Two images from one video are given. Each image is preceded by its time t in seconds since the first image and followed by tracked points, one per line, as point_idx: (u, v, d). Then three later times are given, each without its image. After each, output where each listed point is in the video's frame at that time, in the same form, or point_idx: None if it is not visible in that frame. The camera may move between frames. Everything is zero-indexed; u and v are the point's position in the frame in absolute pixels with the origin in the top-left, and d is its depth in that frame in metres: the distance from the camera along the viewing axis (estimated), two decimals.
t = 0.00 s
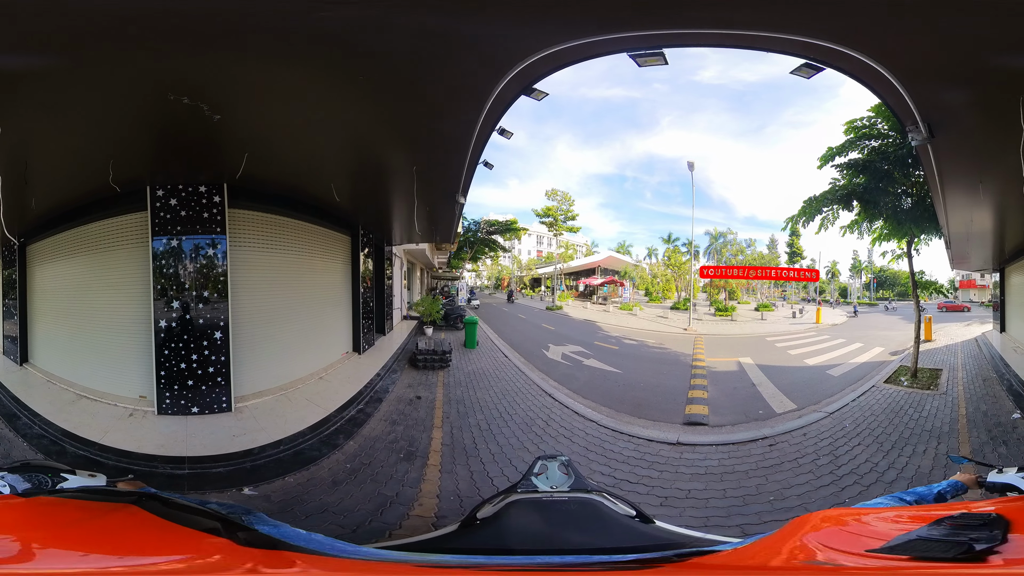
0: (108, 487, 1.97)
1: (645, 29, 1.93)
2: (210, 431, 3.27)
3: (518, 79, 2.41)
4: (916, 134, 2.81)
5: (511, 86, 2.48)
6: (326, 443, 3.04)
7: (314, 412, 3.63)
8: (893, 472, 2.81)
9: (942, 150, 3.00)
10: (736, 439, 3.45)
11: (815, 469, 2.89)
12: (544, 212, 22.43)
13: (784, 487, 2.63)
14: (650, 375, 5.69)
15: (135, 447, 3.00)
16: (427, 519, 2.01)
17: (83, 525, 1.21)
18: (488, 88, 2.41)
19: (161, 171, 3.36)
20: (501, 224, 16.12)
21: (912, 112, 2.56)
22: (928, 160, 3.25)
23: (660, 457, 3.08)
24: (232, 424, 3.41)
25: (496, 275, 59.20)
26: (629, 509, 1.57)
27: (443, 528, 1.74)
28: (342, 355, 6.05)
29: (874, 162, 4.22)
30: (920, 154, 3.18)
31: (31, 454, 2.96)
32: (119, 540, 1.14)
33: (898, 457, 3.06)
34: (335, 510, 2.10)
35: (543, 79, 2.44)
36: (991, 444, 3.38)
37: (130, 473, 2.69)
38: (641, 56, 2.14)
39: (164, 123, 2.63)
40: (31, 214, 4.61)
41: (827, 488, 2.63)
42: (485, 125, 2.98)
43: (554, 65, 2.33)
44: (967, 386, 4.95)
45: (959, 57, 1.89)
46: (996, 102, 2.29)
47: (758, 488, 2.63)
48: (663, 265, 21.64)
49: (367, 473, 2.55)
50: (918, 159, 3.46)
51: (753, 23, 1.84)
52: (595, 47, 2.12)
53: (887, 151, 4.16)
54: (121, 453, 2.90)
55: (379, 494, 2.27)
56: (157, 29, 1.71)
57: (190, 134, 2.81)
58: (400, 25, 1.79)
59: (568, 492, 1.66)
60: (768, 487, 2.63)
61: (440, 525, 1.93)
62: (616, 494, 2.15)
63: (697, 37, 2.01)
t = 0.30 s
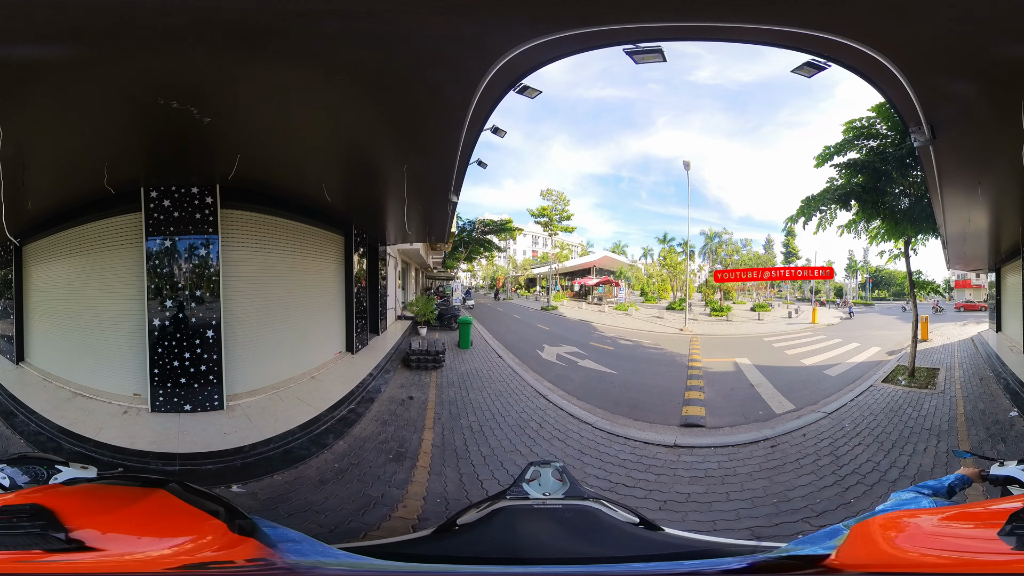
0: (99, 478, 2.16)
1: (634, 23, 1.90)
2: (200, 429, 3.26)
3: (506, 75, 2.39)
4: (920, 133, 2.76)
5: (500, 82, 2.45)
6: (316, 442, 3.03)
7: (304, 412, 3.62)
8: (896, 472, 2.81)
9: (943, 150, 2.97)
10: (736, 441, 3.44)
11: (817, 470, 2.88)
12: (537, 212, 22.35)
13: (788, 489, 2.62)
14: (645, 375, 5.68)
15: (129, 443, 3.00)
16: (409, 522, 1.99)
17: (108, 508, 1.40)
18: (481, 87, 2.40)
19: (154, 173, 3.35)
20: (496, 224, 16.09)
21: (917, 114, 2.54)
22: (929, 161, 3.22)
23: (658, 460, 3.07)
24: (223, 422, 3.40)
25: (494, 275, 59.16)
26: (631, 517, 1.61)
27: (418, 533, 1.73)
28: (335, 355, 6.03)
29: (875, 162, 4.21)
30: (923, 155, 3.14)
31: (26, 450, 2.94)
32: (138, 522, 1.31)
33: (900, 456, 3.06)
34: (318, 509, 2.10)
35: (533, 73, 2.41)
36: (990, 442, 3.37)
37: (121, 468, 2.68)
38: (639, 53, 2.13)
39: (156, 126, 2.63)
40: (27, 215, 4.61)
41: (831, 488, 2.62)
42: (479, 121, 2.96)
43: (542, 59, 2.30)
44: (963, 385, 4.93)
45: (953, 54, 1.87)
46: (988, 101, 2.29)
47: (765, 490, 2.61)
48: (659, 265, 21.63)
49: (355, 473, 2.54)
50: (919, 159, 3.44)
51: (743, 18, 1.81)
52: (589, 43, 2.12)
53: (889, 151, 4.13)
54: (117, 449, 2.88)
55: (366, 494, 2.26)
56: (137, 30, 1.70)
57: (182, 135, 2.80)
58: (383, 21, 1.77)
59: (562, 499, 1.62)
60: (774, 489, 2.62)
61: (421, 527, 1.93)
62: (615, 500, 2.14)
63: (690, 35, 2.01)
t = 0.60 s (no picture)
0: (77, 479, 2.23)
1: (630, 24, 1.89)
2: (194, 431, 3.25)
3: (507, 78, 2.38)
4: (910, 136, 2.78)
5: (501, 85, 2.45)
6: (311, 445, 3.02)
7: (299, 414, 3.60)
8: (890, 467, 2.83)
9: (935, 152, 2.99)
10: (734, 439, 3.45)
11: (813, 466, 2.90)
12: (533, 211, 22.32)
13: (788, 485, 2.62)
14: (643, 375, 5.69)
15: (119, 445, 2.99)
16: (414, 526, 1.99)
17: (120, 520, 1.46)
18: (480, 88, 2.40)
19: (147, 172, 3.33)
20: (492, 224, 16.04)
21: (908, 119, 2.58)
22: (921, 163, 3.25)
23: (658, 458, 3.07)
24: (217, 425, 3.38)
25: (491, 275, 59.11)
26: (650, 513, 1.60)
27: (432, 537, 1.66)
28: (330, 355, 6.00)
29: (868, 164, 4.23)
30: (915, 157, 3.17)
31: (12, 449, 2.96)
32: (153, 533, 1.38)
33: (893, 453, 3.08)
34: (314, 514, 2.10)
35: (534, 76, 2.42)
36: (983, 441, 3.40)
37: (109, 470, 2.67)
38: (644, 54, 2.12)
39: (145, 124, 2.60)
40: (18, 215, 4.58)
41: (826, 484, 2.64)
42: (477, 123, 2.97)
43: (545, 63, 2.29)
44: (957, 384, 4.96)
45: (947, 56, 1.88)
46: (979, 104, 2.30)
47: (765, 486, 2.62)
48: (655, 265, 21.64)
49: (351, 476, 2.53)
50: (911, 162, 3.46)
51: (738, 20, 1.81)
52: (588, 45, 2.12)
53: (882, 152, 4.15)
54: (107, 450, 2.87)
55: (364, 498, 2.25)
56: (127, 30, 1.68)
57: (175, 134, 2.78)
58: (376, 20, 1.75)
59: (578, 499, 1.61)
60: (774, 486, 2.62)
61: (426, 532, 1.92)
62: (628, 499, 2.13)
63: (687, 37, 2.02)
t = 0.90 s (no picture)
0: (76, 479, 2.23)
1: (624, 23, 1.89)
2: (189, 431, 3.25)
3: (502, 77, 2.38)
4: (907, 135, 2.79)
5: (496, 84, 2.45)
6: (306, 445, 3.02)
7: (294, 413, 3.60)
8: (887, 467, 2.84)
9: (931, 152, 2.99)
10: (730, 439, 3.45)
11: (810, 466, 2.90)
12: (530, 212, 22.32)
13: (785, 486, 2.62)
14: (639, 375, 5.70)
15: (115, 444, 2.99)
16: (406, 525, 1.99)
17: (131, 515, 1.45)
18: (474, 88, 2.41)
19: (143, 172, 3.33)
20: (488, 224, 16.04)
21: (905, 119, 2.59)
22: (917, 163, 3.25)
23: (655, 459, 3.07)
24: (212, 424, 3.38)
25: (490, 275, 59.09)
26: (642, 514, 1.62)
27: (422, 537, 1.67)
28: (326, 355, 6.00)
29: (864, 164, 4.24)
30: (911, 157, 3.17)
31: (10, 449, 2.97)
32: (159, 531, 1.34)
33: (889, 452, 3.09)
34: (309, 513, 2.10)
35: (529, 76, 2.42)
36: (979, 440, 3.41)
37: (104, 469, 2.67)
38: (642, 54, 2.11)
39: (142, 125, 2.60)
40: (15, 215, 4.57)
41: (823, 484, 2.64)
42: (473, 123, 2.97)
43: (539, 62, 2.29)
44: (953, 384, 4.97)
45: (942, 56, 1.88)
46: (974, 104, 2.31)
47: (762, 486, 2.63)
48: (652, 265, 21.64)
49: (346, 475, 2.53)
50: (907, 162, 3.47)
51: (732, 19, 1.80)
52: (583, 45, 2.13)
53: (878, 152, 4.16)
54: (103, 450, 2.87)
55: (358, 498, 2.25)
56: (122, 31, 1.69)
57: (171, 134, 2.78)
58: (371, 21, 1.76)
59: (572, 499, 1.61)
60: (771, 486, 2.62)
61: (418, 532, 1.92)
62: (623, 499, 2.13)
63: (681, 37, 2.03)
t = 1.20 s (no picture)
0: (69, 477, 2.22)
1: (618, 22, 1.88)
2: (185, 430, 3.24)
3: (497, 76, 2.38)
4: (906, 136, 2.78)
5: (491, 83, 2.44)
6: (300, 445, 3.01)
7: (290, 413, 3.59)
8: (886, 467, 2.83)
9: (927, 152, 2.99)
10: (728, 439, 3.45)
11: (809, 467, 2.90)
12: (526, 212, 22.31)
13: (785, 486, 2.62)
14: (636, 375, 5.70)
15: (110, 442, 2.98)
16: (399, 526, 1.99)
17: (116, 509, 1.48)
18: (469, 88, 2.40)
19: (138, 172, 3.32)
20: (484, 224, 16.03)
21: (899, 118, 2.59)
22: (914, 163, 3.25)
23: (652, 460, 3.07)
24: (207, 423, 3.38)
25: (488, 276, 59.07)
26: (643, 515, 1.58)
27: (415, 538, 1.67)
28: (322, 355, 5.99)
29: (861, 164, 4.24)
30: (908, 157, 3.17)
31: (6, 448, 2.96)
32: (141, 526, 1.37)
33: (887, 452, 3.09)
34: (302, 513, 2.10)
35: (524, 75, 2.41)
36: (977, 439, 3.41)
37: (99, 468, 2.67)
38: (638, 53, 2.10)
39: (138, 125, 2.59)
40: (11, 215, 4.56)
41: (823, 484, 2.64)
42: (468, 122, 2.97)
43: (533, 60, 2.28)
44: (950, 384, 4.97)
45: (936, 56, 1.88)
46: (967, 104, 2.31)
47: (761, 487, 2.62)
48: (649, 265, 21.64)
49: (340, 476, 2.53)
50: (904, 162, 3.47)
51: (727, 17, 1.79)
52: (576, 45, 2.12)
53: (875, 152, 4.15)
54: (98, 449, 2.87)
55: (351, 499, 2.25)
56: (114, 33, 1.69)
57: (166, 135, 2.77)
58: (363, 23, 1.75)
59: (568, 501, 1.53)
60: (770, 486, 2.62)
61: (410, 533, 1.92)
62: (621, 500, 2.13)
63: (675, 36, 2.02)
